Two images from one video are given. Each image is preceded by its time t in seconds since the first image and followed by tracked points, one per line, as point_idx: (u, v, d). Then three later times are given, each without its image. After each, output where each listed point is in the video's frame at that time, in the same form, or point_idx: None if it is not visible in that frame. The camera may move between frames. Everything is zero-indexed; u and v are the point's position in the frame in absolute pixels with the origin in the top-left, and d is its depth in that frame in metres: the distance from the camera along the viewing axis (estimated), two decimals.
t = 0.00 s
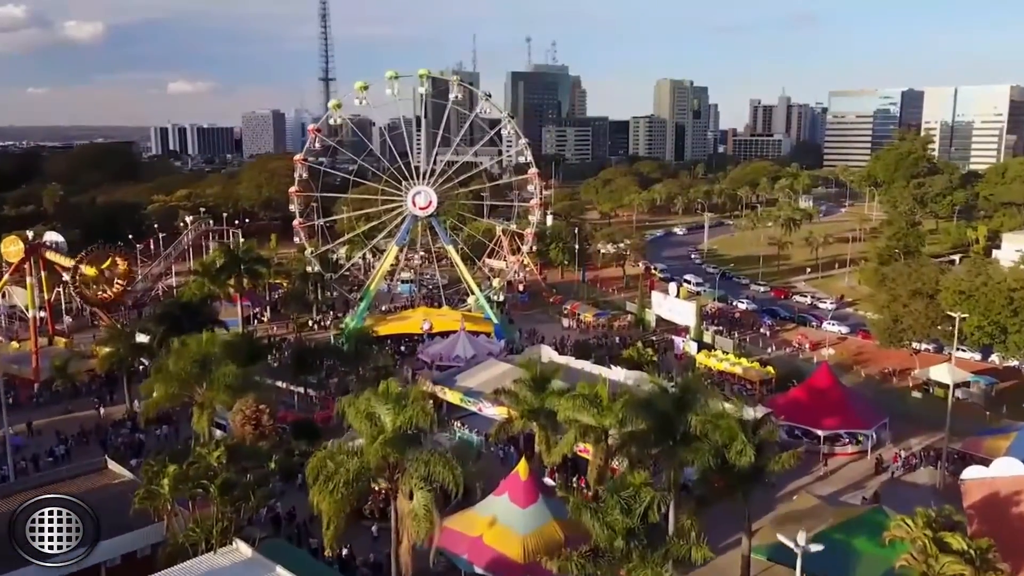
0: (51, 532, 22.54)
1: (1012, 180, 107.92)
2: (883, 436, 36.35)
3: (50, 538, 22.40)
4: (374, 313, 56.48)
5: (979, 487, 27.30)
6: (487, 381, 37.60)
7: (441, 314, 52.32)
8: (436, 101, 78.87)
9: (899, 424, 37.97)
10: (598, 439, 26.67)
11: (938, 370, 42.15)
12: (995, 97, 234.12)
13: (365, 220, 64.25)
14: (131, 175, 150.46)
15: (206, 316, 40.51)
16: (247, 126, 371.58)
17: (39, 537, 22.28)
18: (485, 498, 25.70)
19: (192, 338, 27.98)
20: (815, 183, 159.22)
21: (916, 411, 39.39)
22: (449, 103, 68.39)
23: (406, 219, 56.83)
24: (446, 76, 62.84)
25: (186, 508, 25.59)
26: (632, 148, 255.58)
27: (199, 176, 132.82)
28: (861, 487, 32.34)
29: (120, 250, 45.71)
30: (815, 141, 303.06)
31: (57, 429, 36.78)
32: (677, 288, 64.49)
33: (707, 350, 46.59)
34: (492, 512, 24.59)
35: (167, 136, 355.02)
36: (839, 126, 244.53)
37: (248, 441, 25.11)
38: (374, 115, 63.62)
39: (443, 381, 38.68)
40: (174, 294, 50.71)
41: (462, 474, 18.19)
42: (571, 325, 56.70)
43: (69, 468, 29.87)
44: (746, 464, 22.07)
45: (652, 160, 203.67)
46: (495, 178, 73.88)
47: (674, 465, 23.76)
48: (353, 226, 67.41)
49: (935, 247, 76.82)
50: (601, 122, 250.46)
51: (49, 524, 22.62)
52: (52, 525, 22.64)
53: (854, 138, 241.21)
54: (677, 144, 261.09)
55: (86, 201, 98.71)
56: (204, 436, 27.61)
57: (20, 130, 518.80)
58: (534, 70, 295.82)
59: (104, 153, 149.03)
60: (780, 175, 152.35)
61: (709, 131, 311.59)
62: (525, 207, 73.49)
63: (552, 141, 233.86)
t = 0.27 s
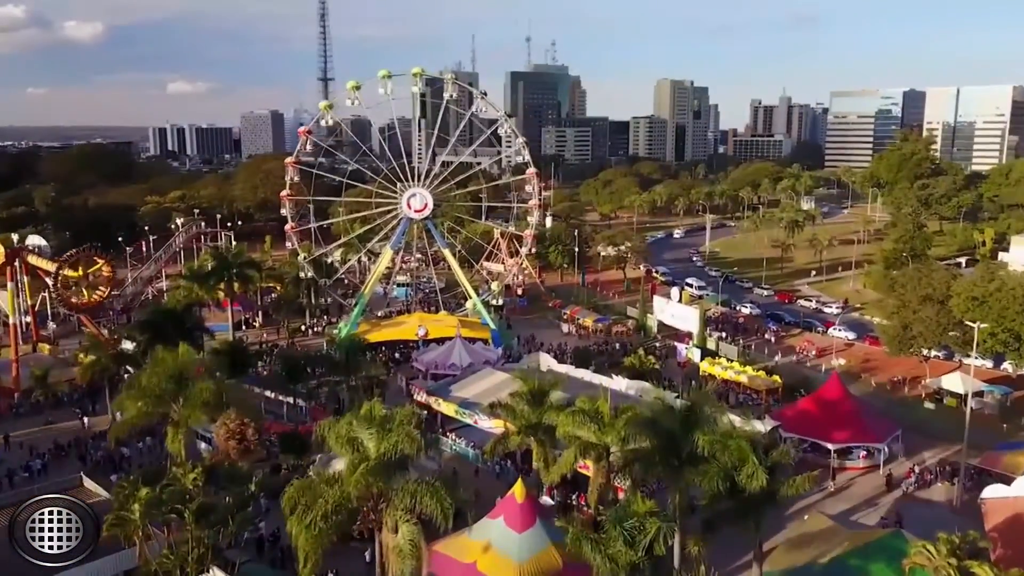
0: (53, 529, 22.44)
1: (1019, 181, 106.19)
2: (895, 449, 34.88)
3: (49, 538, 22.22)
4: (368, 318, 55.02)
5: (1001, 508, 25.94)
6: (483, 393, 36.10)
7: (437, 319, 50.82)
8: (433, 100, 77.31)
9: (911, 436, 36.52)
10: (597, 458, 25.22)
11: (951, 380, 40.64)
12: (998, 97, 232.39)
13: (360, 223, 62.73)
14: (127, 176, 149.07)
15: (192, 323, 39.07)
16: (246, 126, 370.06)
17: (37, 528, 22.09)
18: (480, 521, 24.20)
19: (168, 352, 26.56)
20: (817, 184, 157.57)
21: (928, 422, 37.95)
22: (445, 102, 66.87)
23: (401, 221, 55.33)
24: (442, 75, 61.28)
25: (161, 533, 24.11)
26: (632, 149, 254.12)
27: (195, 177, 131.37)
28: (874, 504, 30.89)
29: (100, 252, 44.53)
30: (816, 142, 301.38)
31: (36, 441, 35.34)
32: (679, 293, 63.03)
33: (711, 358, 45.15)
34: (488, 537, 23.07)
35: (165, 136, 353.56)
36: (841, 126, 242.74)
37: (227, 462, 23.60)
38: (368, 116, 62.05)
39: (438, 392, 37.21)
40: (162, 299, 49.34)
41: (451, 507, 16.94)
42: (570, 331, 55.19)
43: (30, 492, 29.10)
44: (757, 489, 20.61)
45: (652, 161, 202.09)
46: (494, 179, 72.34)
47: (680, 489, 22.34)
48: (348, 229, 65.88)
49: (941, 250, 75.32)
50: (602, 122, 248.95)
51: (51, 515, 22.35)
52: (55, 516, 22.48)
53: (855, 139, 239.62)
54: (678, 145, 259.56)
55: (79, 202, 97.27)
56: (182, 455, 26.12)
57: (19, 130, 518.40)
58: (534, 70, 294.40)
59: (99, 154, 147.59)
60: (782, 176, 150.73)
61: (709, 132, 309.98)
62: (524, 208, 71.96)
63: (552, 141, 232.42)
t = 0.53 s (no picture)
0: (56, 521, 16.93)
1: None
2: (908, 464, 33.48)
3: (45, 538, 16.70)
4: (362, 323, 53.57)
5: None
6: (478, 404, 34.66)
7: (432, 325, 49.38)
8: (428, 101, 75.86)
9: (924, 450, 35.13)
10: (599, 479, 23.80)
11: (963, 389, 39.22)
12: (1001, 97, 230.61)
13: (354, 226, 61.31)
14: (122, 177, 147.71)
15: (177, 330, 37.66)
16: (244, 127, 368.71)
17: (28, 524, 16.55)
18: (469, 547, 22.59)
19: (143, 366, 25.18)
20: (818, 185, 156.30)
21: (941, 434, 36.56)
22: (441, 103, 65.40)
23: (395, 224, 53.88)
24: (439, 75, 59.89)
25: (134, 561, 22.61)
26: (632, 149, 252.75)
27: (191, 178, 130.07)
28: (887, 523, 29.48)
29: (87, 268, 42.93)
30: (817, 142, 300.02)
31: (10, 454, 33.81)
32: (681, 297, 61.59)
33: (715, 366, 43.74)
34: (481, 564, 21.44)
35: (164, 137, 352.59)
36: (842, 127, 241.26)
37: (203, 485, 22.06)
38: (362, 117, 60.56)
39: (432, 403, 35.79)
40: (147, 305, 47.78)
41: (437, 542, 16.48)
42: (570, 337, 53.82)
43: (26, 500, 29.89)
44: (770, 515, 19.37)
45: (652, 161, 200.35)
46: (491, 181, 70.88)
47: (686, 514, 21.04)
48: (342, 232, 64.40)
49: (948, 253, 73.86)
50: (601, 123, 247.55)
51: (54, 507, 16.67)
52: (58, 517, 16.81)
53: (857, 140, 237.95)
54: (678, 145, 258.15)
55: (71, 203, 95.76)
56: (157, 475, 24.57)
57: (18, 131, 517.86)
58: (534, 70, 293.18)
59: (94, 155, 146.38)
60: (783, 177, 149.45)
61: (709, 133, 308.66)
62: (522, 210, 70.57)
63: (551, 142, 231.01)
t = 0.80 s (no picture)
0: (60, 510, 12.66)
1: None
2: (922, 479, 32.02)
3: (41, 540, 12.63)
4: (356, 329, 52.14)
5: None
6: (473, 417, 33.22)
7: (427, 332, 47.93)
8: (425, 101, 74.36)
9: (938, 464, 33.72)
10: (600, 502, 22.35)
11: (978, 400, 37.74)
12: (1004, 98, 228.97)
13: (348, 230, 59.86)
14: (117, 177, 146.19)
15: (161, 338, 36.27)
16: (243, 127, 367.33)
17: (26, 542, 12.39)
18: None
19: (114, 383, 23.70)
20: (820, 186, 154.84)
21: (956, 448, 35.14)
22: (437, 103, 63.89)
23: (390, 227, 52.42)
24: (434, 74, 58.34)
25: None
26: (632, 150, 251.26)
27: (186, 179, 128.62)
28: (902, 544, 28.04)
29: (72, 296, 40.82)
30: (818, 143, 298.52)
31: None
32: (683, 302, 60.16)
33: (719, 375, 42.34)
34: None
35: (162, 138, 351.18)
36: (843, 127, 239.69)
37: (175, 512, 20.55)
38: (355, 118, 59.05)
39: (425, 415, 34.37)
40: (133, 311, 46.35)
41: None
42: (569, 343, 52.38)
43: None
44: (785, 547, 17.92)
45: (653, 162, 198.80)
46: (489, 182, 69.39)
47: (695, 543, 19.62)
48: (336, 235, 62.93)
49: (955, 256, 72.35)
50: (601, 123, 246.06)
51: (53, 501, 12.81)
52: (76, 538, 12.76)
53: (859, 141, 236.39)
54: (678, 146, 256.65)
55: (62, 205, 94.30)
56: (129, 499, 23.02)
57: (17, 132, 516.64)
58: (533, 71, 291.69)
59: (89, 156, 144.89)
60: (785, 178, 148.02)
61: (709, 133, 307.11)
62: (521, 212, 69.12)
63: (551, 142, 229.54)
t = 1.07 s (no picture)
0: (60, 512, 12.70)
1: None
2: (938, 495, 30.53)
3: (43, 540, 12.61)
4: (349, 335, 50.67)
5: None
6: (468, 431, 31.77)
7: (422, 338, 46.47)
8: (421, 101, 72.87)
9: (953, 479, 32.27)
10: (601, 528, 20.92)
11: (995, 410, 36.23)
12: (1006, 98, 227.08)
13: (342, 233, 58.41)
14: (112, 179, 144.71)
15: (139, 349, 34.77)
16: (241, 128, 365.89)
17: (28, 543, 12.41)
18: None
19: (80, 406, 22.33)
20: (822, 186, 153.30)
21: (971, 462, 33.70)
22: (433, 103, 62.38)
23: (384, 231, 50.97)
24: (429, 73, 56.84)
25: None
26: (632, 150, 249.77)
27: (182, 180, 127.20)
28: (920, 566, 26.57)
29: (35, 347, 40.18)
30: (819, 143, 296.89)
31: None
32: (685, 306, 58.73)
33: (723, 384, 40.91)
34: None
35: (161, 138, 349.83)
36: (844, 127, 238.09)
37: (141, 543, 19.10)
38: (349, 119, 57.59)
39: (418, 428, 32.92)
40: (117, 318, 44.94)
41: None
42: (568, 349, 50.93)
43: None
44: None
45: (654, 163, 197.33)
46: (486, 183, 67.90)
47: None
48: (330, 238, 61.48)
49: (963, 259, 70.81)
50: (601, 124, 244.63)
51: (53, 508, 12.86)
52: (75, 539, 12.84)
53: (860, 141, 234.66)
54: (679, 146, 255.20)
55: (55, 207, 92.92)
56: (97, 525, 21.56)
57: (15, 132, 515.36)
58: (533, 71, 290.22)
59: (84, 157, 143.45)
60: (787, 178, 146.54)
61: (710, 134, 305.57)
62: (519, 214, 67.68)
63: (551, 143, 228.11)
